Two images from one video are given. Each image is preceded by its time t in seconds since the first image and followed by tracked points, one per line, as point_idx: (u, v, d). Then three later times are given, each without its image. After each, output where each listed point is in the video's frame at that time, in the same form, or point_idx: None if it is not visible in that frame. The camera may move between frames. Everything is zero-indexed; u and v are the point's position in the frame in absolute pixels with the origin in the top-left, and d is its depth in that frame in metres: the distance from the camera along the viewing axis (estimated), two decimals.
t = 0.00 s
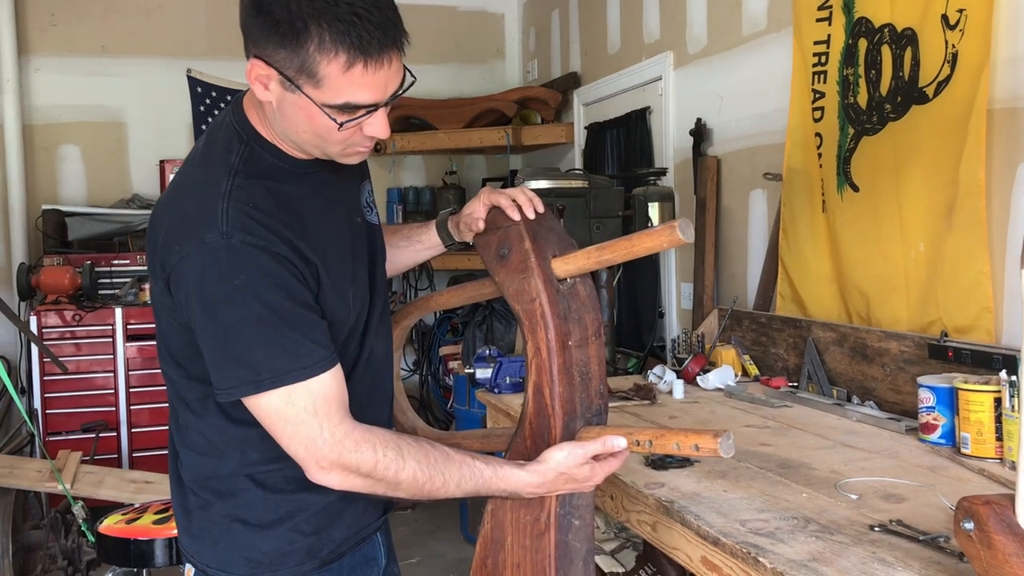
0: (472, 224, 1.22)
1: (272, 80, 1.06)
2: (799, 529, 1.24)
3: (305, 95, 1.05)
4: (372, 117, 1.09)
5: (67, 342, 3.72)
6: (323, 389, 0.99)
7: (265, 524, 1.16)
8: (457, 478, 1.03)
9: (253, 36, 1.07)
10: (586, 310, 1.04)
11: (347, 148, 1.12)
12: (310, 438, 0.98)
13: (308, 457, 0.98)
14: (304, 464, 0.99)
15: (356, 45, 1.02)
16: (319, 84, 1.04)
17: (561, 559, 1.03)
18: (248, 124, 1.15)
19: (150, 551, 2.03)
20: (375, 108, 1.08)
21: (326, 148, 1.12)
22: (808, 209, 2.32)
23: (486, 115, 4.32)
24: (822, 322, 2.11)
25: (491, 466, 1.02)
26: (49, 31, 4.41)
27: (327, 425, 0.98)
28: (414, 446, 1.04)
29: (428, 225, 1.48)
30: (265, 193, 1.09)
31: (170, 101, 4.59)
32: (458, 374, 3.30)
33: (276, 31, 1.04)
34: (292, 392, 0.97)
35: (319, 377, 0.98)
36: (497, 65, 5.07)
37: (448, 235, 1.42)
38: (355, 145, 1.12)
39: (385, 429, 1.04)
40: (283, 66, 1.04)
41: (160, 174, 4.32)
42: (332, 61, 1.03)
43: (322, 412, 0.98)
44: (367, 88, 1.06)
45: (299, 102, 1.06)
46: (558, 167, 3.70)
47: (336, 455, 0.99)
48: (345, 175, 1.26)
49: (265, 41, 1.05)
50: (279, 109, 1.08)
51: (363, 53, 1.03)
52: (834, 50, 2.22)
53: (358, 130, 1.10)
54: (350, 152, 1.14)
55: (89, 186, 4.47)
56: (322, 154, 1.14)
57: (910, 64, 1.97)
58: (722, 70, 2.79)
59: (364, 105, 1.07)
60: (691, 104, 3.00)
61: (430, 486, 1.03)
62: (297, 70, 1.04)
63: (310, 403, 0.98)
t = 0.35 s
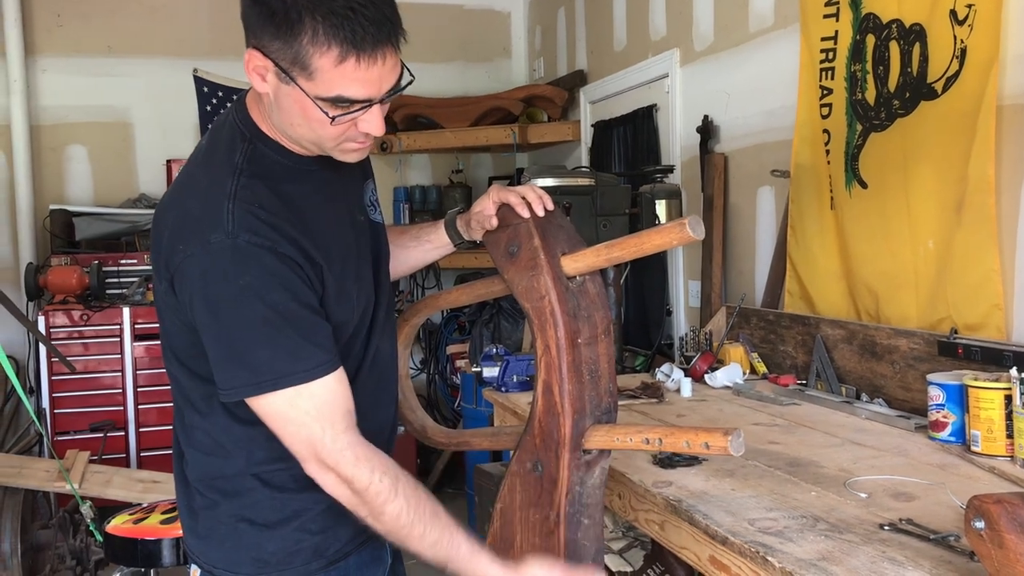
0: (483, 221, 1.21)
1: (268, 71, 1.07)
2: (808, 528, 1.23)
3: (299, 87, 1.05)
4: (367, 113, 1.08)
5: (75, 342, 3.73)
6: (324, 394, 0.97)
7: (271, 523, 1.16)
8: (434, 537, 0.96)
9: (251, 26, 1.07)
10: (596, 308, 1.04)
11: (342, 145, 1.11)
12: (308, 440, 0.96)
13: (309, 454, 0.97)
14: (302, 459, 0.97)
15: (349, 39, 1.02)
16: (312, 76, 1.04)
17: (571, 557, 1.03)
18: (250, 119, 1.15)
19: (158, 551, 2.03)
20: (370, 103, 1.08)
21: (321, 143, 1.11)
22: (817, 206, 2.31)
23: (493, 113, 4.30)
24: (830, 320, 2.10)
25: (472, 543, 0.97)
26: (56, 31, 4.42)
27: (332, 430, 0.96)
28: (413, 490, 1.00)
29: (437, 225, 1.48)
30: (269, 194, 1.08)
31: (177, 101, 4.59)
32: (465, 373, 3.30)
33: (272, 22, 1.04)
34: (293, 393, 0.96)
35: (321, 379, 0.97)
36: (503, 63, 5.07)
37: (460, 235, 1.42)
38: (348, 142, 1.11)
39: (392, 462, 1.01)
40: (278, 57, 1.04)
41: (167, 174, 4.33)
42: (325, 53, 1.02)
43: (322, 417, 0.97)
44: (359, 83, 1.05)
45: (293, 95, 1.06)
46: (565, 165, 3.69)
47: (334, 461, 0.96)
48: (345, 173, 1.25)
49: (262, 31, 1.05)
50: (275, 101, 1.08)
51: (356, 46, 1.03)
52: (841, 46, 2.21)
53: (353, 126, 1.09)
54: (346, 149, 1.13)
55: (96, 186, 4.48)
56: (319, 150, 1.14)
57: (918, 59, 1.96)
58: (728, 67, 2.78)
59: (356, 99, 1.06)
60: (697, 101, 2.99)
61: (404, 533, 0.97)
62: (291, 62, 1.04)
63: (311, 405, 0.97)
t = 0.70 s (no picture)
0: (489, 215, 1.18)
1: (272, 72, 1.06)
2: (812, 524, 1.22)
3: (303, 90, 1.04)
4: (371, 118, 1.08)
5: (80, 338, 3.74)
6: (333, 410, 0.98)
7: (271, 522, 1.15)
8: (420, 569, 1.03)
9: (257, 26, 1.06)
10: (603, 303, 1.03)
11: (345, 148, 1.11)
12: (318, 455, 0.98)
13: (314, 466, 0.98)
14: (307, 469, 0.99)
15: (355, 45, 1.01)
16: (317, 80, 1.03)
17: (577, 553, 1.02)
18: (253, 119, 1.14)
19: (160, 548, 2.05)
20: (375, 109, 1.07)
21: (324, 147, 1.10)
22: (823, 200, 2.29)
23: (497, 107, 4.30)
24: (835, 314, 2.09)
25: None
26: (59, 27, 4.42)
27: (339, 447, 0.98)
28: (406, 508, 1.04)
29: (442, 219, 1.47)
30: (274, 198, 1.07)
31: (180, 96, 4.59)
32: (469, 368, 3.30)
33: (278, 23, 1.03)
34: (299, 406, 0.97)
35: (328, 391, 0.97)
36: (507, 57, 5.05)
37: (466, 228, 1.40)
38: (352, 145, 1.10)
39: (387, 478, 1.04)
40: (283, 59, 1.03)
41: (172, 170, 4.34)
42: (330, 58, 1.01)
43: (332, 434, 0.98)
44: (365, 88, 1.04)
45: (297, 96, 1.05)
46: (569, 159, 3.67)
47: (338, 477, 0.98)
48: (349, 172, 1.25)
49: (267, 31, 1.04)
50: (279, 102, 1.07)
51: (362, 52, 1.02)
52: (847, 38, 2.19)
53: (356, 131, 1.08)
54: (349, 153, 1.12)
55: (100, 182, 4.48)
56: (322, 153, 1.13)
57: (924, 51, 1.94)
58: (733, 60, 2.76)
59: (362, 104, 1.05)
60: (702, 95, 2.97)
61: (390, 560, 1.02)
62: (296, 65, 1.03)
63: (320, 421, 0.98)
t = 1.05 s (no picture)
0: (500, 210, 1.18)
1: (284, 61, 1.05)
2: (816, 523, 1.21)
3: (316, 79, 1.03)
4: (384, 108, 1.08)
5: (81, 335, 3.74)
6: (297, 415, 0.96)
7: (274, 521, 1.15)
8: None
9: (268, 14, 1.05)
10: (616, 300, 1.02)
11: (354, 138, 1.11)
12: (274, 463, 0.95)
13: (268, 477, 0.95)
14: (257, 481, 0.96)
15: (371, 33, 1.01)
16: (331, 69, 1.02)
17: (585, 552, 1.00)
18: (259, 110, 1.13)
19: (160, 545, 2.04)
20: (387, 99, 1.07)
21: (335, 137, 1.10)
22: (827, 196, 2.27)
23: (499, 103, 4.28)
24: (839, 311, 2.08)
25: None
26: (61, 23, 4.42)
27: (295, 453, 0.95)
28: (372, 531, 0.99)
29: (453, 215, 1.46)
30: (274, 187, 1.06)
31: (181, 92, 4.58)
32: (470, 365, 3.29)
33: (292, 12, 1.02)
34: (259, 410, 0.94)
35: (297, 398, 0.96)
36: (509, 54, 5.03)
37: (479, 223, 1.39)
38: (363, 135, 1.11)
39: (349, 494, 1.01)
40: (296, 48, 1.02)
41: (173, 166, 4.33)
42: (347, 47, 1.01)
43: (294, 439, 0.96)
44: (380, 78, 1.04)
45: (309, 86, 1.04)
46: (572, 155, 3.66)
47: (293, 486, 0.95)
48: (354, 164, 1.24)
49: (280, 18, 1.03)
50: (289, 91, 1.07)
51: (378, 41, 1.02)
52: (851, 33, 2.18)
53: (369, 121, 1.08)
54: (358, 143, 1.12)
55: (101, 178, 4.48)
56: (329, 143, 1.13)
57: (929, 46, 1.93)
58: (737, 56, 2.74)
59: (376, 94, 1.05)
60: (705, 91, 2.96)
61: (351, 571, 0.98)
62: (310, 54, 1.02)
63: (283, 426, 0.95)
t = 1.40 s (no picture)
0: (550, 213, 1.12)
1: (284, 68, 1.04)
2: (824, 535, 1.20)
3: (319, 88, 1.03)
4: (384, 118, 1.08)
5: (85, 343, 3.74)
6: (238, 429, 0.99)
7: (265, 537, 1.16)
8: None
9: (270, 17, 1.04)
10: (664, 310, 0.94)
11: (351, 148, 1.10)
12: (206, 469, 0.99)
13: (197, 483, 0.99)
14: (186, 483, 1.00)
15: (379, 44, 1.02)
16: (336, 78, 1.02)
17: (620, 563, 0.97)
18: (251, 119, 1.13)
19: (163, 555, 2.03)
20: (389, 109, 1.07)
21: (329, 146, 1.10)
22: (833, 205, 2.26)
23: (504, 111, 4.29)
24: (846, 320, 2.06)
25: None
26: (67, 32, 4.43)
27: (229, 467, 0.99)
28: (280, 532, 1.05)
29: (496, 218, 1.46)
30: (253, 192, 1.06)
31: (185, 101, 4.59)
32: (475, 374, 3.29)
33: (297, 20, 1.02)
34: (200, 420, 0.97)
35: (239, 416, 0.99)
36: (514, 62, 5.04)
37: (549, 232, 1.42)
38: (355, 144, 1.10)
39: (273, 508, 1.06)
40: (300, 56, 1.02)
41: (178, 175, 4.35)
42: (354, 57, 1.01)
43: (230, 451, 0.99)
44: (384, 90, 1.05)
45: (311, 94, 1.04)
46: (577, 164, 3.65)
47: (219, 498, 1.00)
48: (352, 173, 1.23)
49: (283, 26, 1.03)
50: (289, 99, 1.06)
51: (385, 52, 1.02)
52: (856, 41, 2.17)
53: (368, 130, 1.09)
54: (352, 153, 1.12)
55: (106, 187, 4.49)
56: (326, 153, 1.13)
57: (935, 54, 1.92)
58: (742, 64, 2.74)
59: (379, 105, 1.06)
60: (709, 100, 2.95)
61: None
62: (315, 62, 1.02)
63: (221, 439, 0.98)
